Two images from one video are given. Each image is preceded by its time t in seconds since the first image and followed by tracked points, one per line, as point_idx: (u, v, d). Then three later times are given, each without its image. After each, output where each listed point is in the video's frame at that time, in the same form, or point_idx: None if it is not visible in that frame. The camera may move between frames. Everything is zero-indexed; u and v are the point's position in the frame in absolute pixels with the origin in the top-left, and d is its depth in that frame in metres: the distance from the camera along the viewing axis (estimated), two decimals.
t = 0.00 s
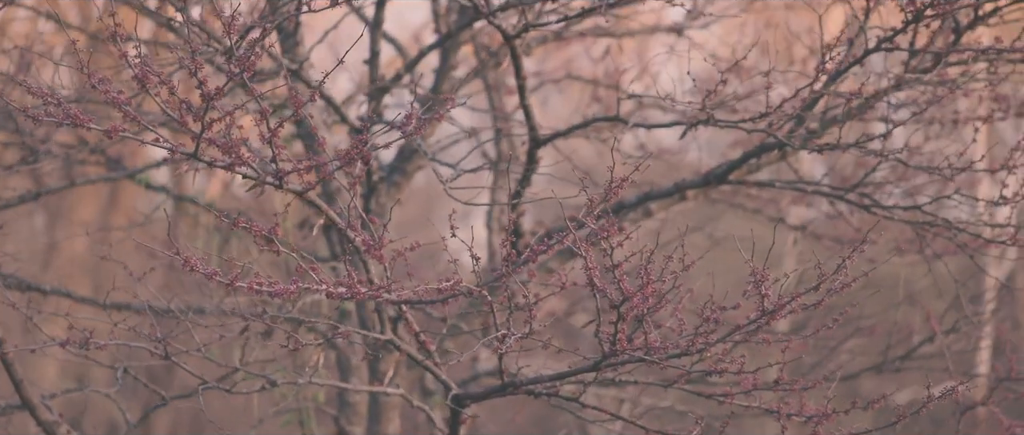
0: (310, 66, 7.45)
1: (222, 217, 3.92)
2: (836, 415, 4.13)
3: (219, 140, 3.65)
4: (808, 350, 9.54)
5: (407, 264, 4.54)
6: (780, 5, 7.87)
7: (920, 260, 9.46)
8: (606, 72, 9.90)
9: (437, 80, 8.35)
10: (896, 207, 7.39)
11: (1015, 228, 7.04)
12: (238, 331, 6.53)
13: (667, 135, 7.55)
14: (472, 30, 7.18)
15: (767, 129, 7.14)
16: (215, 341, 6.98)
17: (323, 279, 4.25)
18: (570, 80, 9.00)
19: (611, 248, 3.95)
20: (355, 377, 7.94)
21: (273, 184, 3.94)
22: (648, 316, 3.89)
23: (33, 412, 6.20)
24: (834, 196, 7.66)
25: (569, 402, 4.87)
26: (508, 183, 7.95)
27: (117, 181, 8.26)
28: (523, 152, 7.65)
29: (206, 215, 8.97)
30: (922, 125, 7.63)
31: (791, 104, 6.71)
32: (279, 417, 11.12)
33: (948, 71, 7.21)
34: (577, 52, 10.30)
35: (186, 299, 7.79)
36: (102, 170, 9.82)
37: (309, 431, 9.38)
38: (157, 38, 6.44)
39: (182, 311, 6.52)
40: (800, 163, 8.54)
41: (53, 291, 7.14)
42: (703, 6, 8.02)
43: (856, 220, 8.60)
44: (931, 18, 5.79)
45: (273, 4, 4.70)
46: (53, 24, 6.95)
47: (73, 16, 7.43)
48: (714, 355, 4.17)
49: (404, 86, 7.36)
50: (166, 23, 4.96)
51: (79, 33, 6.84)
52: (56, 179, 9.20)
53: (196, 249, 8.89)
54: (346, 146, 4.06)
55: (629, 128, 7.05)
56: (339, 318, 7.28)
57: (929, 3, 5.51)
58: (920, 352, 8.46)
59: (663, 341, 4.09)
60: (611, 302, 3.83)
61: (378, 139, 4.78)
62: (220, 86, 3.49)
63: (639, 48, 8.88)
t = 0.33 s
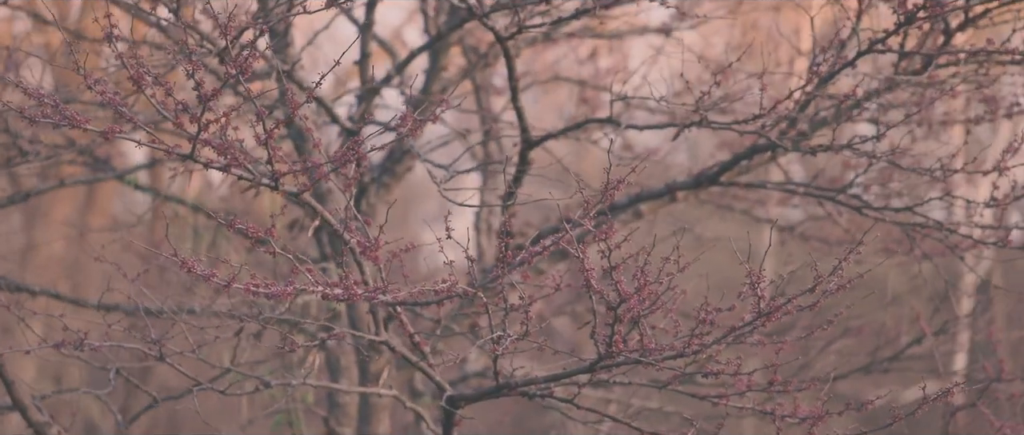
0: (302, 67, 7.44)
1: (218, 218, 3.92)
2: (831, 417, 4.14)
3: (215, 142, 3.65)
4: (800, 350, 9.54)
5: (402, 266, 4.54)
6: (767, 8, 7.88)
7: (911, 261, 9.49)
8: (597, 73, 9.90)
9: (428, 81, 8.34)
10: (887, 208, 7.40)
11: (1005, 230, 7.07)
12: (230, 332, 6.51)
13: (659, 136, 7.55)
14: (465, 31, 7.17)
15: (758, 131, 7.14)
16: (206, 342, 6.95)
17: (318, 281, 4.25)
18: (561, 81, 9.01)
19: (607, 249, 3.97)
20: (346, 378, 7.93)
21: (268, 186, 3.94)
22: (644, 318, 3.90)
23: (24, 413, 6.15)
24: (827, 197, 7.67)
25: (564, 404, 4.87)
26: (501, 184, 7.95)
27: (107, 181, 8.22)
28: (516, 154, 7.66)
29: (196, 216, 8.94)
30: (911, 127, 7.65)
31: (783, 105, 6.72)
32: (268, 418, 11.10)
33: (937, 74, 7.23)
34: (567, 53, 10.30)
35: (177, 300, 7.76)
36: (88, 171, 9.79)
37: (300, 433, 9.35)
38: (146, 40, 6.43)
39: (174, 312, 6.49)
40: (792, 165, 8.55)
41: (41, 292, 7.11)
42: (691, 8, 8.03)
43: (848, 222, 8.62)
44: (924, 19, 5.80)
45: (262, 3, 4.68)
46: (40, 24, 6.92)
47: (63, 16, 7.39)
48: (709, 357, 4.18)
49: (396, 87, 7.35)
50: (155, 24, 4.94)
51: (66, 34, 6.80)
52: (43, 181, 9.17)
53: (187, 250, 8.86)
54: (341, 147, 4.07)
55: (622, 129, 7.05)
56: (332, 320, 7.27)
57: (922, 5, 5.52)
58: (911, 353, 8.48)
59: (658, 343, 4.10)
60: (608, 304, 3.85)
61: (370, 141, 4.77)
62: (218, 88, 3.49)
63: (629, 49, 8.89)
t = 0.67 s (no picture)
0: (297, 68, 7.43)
1: (218, 219, 3.91)
2: (831, 416, 4.15)
3: (215, 142, 3.65)
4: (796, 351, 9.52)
5: (401, 267, 4.54)
6: (760, 9, 7.88)
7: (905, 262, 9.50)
8: (591, 75, 9.89)
9: (423, 81, 8.32)
10: (882, 209, 7.41)
11: (999, 230, 7.08)
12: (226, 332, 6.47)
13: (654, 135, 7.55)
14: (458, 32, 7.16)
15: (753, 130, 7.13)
16: (202, 341, 6.92)
17: (319, 281, 4.25)
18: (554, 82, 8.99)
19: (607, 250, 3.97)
20: (340, 378, 7.92)
21: (268, 186, 3.93)
22: (644, 319, 3.91)
23: (19, 413, 6.10)
24: (823, 197, 7.67)
25: (562, 404, 4.87)
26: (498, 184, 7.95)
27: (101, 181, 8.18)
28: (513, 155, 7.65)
29: (188, 215, 8.91)
30: (905, 128, 7.65)
31: (779, 106, 6.71)
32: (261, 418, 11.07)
33: (931, 75, 7.24)
34: (561, 54, 10.29)
35: (172, 300, 7.72)
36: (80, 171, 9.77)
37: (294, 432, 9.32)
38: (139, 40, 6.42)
39: (170, 312, 6.45)
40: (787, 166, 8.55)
41: (35, 292, 7.09)
42: (684, 9, 8.03)
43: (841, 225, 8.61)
44: (920, 20, 5.80)
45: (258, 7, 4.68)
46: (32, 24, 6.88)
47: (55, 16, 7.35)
48: (708, 358, 4.18)
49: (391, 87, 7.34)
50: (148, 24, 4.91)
51: (60, 34, 6.76)
52: (35, 181, 9.14)
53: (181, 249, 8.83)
54: (341, 148, 4.07)
55: (618, 130, 7.06)
56: (328, 319, 7.25)
57: (917, 6, 5.51)
58: (906, 352, 8.49)
59: (658, 343, 4.10)
60: (608, 305, 3.85)
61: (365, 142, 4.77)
62: (218, 89, 3.48)
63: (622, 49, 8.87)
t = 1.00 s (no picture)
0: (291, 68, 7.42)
1: (217, 220, 3.91)
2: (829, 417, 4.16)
3: (215, 142, 3.65)
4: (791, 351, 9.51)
5: (397, 268, 4.54)
6: (752, 10, 7.90)
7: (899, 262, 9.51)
8: (583, 75, 9.90)
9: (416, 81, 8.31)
10: (877, 210, 7.42)
11: (993, 230, 7.09)
12: (222, 332, 6.45)
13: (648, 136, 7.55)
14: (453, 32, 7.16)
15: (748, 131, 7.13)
16: (197, 341, 6.89)
17: (317, 282, 4.24)
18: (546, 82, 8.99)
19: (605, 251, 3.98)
20: (333, 378, 7.91)
21: (267, 187, 3.93)
22: (645, 320, 3.91)
23: (13, 415, 6.05)
24: (818, 197, 7.67)
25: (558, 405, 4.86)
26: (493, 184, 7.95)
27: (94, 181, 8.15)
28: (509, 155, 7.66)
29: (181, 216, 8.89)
30: (897, 130, 7.66)
31: (775, 107, 6.71)
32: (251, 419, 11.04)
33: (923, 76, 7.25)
34: (552, 55, 10.28)
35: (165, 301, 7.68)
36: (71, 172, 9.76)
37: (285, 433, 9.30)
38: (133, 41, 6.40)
39: (164, 312, 6.43)
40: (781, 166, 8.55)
41: (28, 293, 7.05)
42: (676, 10, 8.03)
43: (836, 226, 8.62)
44: (917, 20, 5.79)
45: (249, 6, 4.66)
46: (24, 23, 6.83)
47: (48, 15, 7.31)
48: (706, 359, 4.19)
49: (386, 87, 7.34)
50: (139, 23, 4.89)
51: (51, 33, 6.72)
52: (27, 182, 9.12)
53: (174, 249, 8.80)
54: (339, 149, 4.08)
55: (613, 130, 7.06)
56: (323, 319, 7.24)
57: (914, 6, 5.51)
58: (902, 352, 8.49)
59: (656, 344, 4.11)
60: (608, 306, 3.85)
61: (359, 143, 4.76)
62: (218, 90, 3.48)
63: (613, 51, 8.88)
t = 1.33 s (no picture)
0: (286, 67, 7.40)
1: (216, 219, 3.90)
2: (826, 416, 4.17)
3: (214, 142, 3.64)
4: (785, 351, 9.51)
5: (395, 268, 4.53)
6: (745, 10, 7.90)
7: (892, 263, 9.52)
8: (575, 76, 9.89)
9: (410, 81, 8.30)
10: (872, 210, 7.42)
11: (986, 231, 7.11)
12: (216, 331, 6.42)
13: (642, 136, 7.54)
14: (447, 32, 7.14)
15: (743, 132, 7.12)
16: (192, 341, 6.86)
17: (314, 281, 4.23)
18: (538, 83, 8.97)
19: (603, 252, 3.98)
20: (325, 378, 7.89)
21: (265, 186, 3.93)
22: (644, 320, 3.91)
23: (7, 415, 6.01)
24: (813, 198, 7.67)
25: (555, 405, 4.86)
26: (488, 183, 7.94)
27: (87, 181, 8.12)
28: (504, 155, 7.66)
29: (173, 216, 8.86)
30: (890, 130, 7.67)
31: (769, 108, 6.70)
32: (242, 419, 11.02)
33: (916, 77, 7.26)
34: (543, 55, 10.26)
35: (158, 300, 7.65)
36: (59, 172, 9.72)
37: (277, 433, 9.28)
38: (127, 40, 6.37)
39: (158, 312, 6.40)
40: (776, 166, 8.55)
41: (20, 293, 7.01)
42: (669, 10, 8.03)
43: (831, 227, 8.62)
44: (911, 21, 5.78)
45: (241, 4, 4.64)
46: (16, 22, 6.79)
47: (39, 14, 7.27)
48: (703, 359, 4.19)
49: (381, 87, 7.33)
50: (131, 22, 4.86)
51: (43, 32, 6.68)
52: (18, 180, 9.07)
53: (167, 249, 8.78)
54: (337, 148, 4.07)
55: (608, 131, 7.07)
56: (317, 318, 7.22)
57: (908, 7, 5.50)
58: (897, 351, 8.49)
59: (655, 345, 4.11)
60: (607, 306, 3.85)
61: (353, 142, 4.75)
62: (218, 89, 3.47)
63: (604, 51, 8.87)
